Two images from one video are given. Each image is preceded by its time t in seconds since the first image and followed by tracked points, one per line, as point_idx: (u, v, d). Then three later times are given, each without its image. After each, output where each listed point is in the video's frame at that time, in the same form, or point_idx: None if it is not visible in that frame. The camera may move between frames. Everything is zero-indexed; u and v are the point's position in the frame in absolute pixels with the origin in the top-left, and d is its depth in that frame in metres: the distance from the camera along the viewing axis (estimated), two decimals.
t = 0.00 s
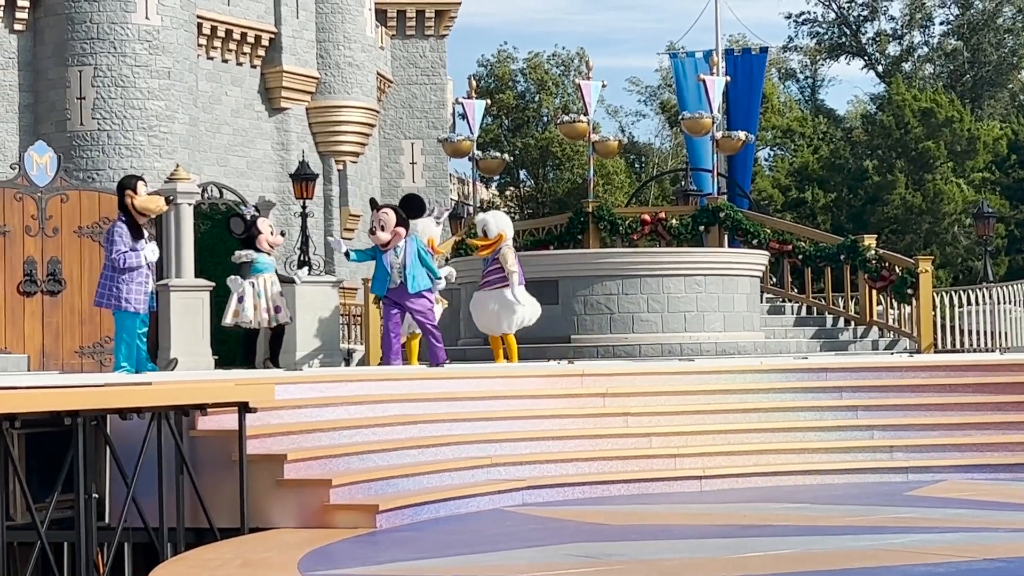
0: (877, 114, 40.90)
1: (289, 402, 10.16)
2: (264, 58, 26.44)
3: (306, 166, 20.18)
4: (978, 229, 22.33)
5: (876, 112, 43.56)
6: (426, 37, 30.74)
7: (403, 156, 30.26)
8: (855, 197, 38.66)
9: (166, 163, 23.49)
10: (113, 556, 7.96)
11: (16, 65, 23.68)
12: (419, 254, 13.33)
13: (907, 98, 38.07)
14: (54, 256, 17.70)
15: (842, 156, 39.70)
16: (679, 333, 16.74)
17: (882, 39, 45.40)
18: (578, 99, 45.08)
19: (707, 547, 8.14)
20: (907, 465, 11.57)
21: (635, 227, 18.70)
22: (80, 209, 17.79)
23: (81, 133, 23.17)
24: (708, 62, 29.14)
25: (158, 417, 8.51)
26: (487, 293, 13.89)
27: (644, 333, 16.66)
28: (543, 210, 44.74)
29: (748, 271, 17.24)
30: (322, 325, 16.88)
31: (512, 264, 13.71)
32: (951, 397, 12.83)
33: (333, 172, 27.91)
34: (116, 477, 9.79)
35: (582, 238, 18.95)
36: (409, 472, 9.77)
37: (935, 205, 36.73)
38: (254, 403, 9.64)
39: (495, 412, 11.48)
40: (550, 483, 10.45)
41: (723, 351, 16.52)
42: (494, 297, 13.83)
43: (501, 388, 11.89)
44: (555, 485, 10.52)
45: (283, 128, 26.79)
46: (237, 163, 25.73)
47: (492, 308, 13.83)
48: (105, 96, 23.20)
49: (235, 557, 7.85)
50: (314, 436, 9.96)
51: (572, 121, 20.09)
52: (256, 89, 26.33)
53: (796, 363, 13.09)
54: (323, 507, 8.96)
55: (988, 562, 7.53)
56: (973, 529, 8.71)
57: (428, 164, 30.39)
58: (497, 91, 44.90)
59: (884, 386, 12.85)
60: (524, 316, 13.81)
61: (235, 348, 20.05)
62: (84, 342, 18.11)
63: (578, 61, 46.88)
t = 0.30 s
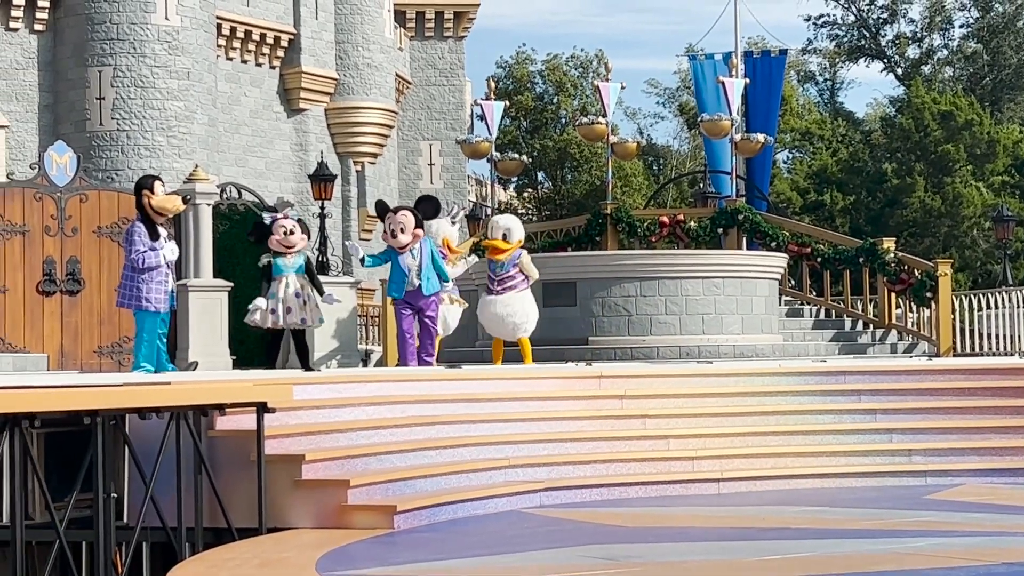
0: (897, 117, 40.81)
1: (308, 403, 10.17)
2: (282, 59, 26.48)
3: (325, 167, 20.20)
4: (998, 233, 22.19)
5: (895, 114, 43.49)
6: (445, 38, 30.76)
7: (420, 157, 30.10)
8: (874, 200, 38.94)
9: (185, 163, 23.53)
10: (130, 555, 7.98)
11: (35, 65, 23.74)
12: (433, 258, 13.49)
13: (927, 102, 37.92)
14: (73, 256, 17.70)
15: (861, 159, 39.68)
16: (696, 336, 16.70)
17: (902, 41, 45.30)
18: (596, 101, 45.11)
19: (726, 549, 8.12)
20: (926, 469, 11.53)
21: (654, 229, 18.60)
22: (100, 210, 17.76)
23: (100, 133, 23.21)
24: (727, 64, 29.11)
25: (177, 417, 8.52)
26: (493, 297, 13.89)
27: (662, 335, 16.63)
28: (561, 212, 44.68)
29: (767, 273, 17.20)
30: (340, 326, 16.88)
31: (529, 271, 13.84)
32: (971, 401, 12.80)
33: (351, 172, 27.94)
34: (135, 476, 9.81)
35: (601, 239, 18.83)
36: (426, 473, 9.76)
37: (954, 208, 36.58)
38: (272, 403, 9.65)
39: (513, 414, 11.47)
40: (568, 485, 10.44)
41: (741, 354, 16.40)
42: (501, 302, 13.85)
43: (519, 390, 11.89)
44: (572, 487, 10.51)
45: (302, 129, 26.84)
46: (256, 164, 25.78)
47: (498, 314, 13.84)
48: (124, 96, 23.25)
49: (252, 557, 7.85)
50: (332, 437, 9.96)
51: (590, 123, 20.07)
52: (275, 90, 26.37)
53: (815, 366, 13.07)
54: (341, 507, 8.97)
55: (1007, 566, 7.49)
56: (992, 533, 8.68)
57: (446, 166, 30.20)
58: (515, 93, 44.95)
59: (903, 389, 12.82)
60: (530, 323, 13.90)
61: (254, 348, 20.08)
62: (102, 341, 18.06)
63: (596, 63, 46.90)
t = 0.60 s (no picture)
0: (920, 121, 40.69)
1: (331, 405, 10.19)
2: (306, 62, 26.56)
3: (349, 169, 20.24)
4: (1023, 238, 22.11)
5: (919, 119, 43.39)
6: (469, 41, 30.74)
7: (444, 160, 30.25)
8: (897, 204, 38.77)
9: (209, 166, 23.60)
10: (154, 557, 8.01)
11: (61, 68, 23.85)
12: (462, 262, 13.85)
13: (951, 106, 37.76)
14: (97, 258, 17.77)
15: (885, 163, 39.61)
16: (719, 339, 16.69)
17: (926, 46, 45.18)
18: (619, 105, 45.14)
19: (748, 554, 8.11)
20: (949, 474, 11.50)
21: (676, 233, 18.62)
22: (124, 211, 17.86)
23: (124, 135, 23.31)
24: (751, 68, 29.10)
25: (200, 418, 8.55)
26: (521, 299, 13.85)
27: (685, 339, 16.62)
28: (583, 216, 44.64)
29: (790, 277, 17.15)
30: (363, 329, 16.90)
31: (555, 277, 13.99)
32: (994, 406, 12.76)
33: (374, 175, 27.97)
34: (158, 478, 9.85)
35: (624, 243, 18.82)
36: (449, 476, 9.77)
37: (978, 213, 36.58)
38: (296, 405, 9.68)
39: (535, 417, 11.48)
40: (589, 488, 10.44)
41: (764, 357, 16.51)
42: (530, 304, 13.85)
43: (541, 394, 11.89)
44: (595, 491, 10.51)
45: (325, 132, 26.89)
46: (279, 167, 25.86)
47: (527, 316, 13.82)
48: (148, 99, 23.34)
49: (275, 559, 7.87)
50: (355, 439, 9.99)
51: (613, 127, 20.06)
52: (298, 93, 26.44)
53: (838, 370, 13.05)
54: (363, 510, 8.98)
55: None
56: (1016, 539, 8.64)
57: (469, 169, 30.29)
58: (538, 96, 45.03)
59: (927, 393, 12.78)
60: (554, 328, 13.98)
61: (277, 351, 20.14)
62: (125, 343, 18.08)
63: (619, 67, 46.91)
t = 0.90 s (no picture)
0: (950, 124, 40.48)
1: (359, 407, 10.20)
2: (334, 64, 26.61)
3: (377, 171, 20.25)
4: None
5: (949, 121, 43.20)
6: (497, 43, 30.74)
7: (471, 162, 30.20)
8: (927, 207, 38.62)
9: (237, 167, 23.65)
10: (183, 557, 8.03)
11: (90, 69, 23.94)
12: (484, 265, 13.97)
13: (981, 108, 37.16)
14: (125, 259, 17.85)
15: (914, 165, 39.45)
16: (746, 342, 16.62)
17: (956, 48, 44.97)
18: (647, 106, 45.11)
19: (778, 557, 8.08)
20: (979, 478, 11.44)
21: (704, 234, 18.67)
22: (153, 213, 17.94)
23: (153, 136, 23.39)
24: (779, 69, 28.98)
25: (228, 418, 8.57)
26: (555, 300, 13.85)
27: (712, 341, 16.54)
28: (611, 218, 44.59)
29: (818, 279, 17.11)
30: (390, 330, 16.91)
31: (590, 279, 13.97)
32: None
33: (402, 177, 28.00)
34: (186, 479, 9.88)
35: (651, 245, 18.68)
36: (477, 478, 9.77)
37: (1008, 216, 36.40)
38: (324, 406, 9.69)
39: (563, 419, 11.47)
40: (617, 490, 10.42)
41: (791, 360, 16.49)
42: (564, 306, 13.85)
43: (568, 395, 11.88)
44: (623, 493, 10.49)
45: (353, 133, 26.93)
46: (307, 168, 25.92)
47: (561, 317, 13.82)
48: (178, 100, 23.41)
49: (304, 560, 7.88)
50: (382, 441, 9.99)
51: (641, 128, 20.01)
52: (327, 94, 26.49)
53: (867, 373, 13.00)
54: (391, 511, 8.99)
55: None
56: None
57: (497, 171, 30.35)
58: (566, 98, 45.05)
59: (956, 397, 12.72)
60: (588, 330, 13.99)
61: (305, 352, 20.21)
62: (154, 344, 18.24)
63: (648, 68, 46.85)
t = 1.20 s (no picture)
0: (981, 127, 40.27)
1: (388, 410, 10.22)
2: (364, 68, 26.66)
3: (406, 175, 20.26)
4: None
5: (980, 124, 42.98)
6: (527, 47, 30.70)
7: (501, 166, 30.37)
8: (958, 211, 38.35)
9: (268, 171, 23.70)
10: (213, 559, 8.07)
11: (122, 73, 24.03)
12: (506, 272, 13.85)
13: (1013, 112, 37.45)
14: (156, 262, 17.93)
15: (945, 169, 39.28)
16: (776, 345, 16.57)
17: (988, 52, 44.76)
18: (677, 110, 45.05)
19: (807, 561, 8.07)
20: (1010, 483, 11.40)
21: (734, 238, 18.50)
22: (183, 216, 18.08)
23: (184, 140, 23.49)
24: (809, 73, 28.93)
25: (257, 421, 8.60)
26: (588, 304, 13.85)
27: (742, 345, 16.51)
28: (640, 221, 44.53)
29: (849, 284, 17.01)
30: (420, 333, 16.94)
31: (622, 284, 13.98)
32: None
33: (431, 181, 27.93)
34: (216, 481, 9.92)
35: (680, 248, 18.62)
36: (506, 481, 9.79)
37: None
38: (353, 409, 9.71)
39: (592, 423, 11.46)
40: (647, 494, 10.42)
41: (822, 364, 16.37)
42: (596, 310, 13.86)
43: (597, 399, 11.88)
44: (652, 497, 10.48)
45: (383, 137, 26.97)
46: (337, 172, 25.99)
47: (594, 321, 13.84)
48: (208, 104, 23.50)
49: (333, 562, 7.91)
50: (411, 444, 10.01)
51: (671, 132, 19.98)
52: (357, 98, 26.55)
53: (897, 378, 12.96)
54: (420, 514, 9.00)
55: None
56: None
57: (526, 173, 30.45)
58: (596, 102, 45.06)
59: (987, 402, 12.68)
60: (619, 334, 14.02)
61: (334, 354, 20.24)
62: (184, 347, 18.20)
63: (677, 72, 46.77)
